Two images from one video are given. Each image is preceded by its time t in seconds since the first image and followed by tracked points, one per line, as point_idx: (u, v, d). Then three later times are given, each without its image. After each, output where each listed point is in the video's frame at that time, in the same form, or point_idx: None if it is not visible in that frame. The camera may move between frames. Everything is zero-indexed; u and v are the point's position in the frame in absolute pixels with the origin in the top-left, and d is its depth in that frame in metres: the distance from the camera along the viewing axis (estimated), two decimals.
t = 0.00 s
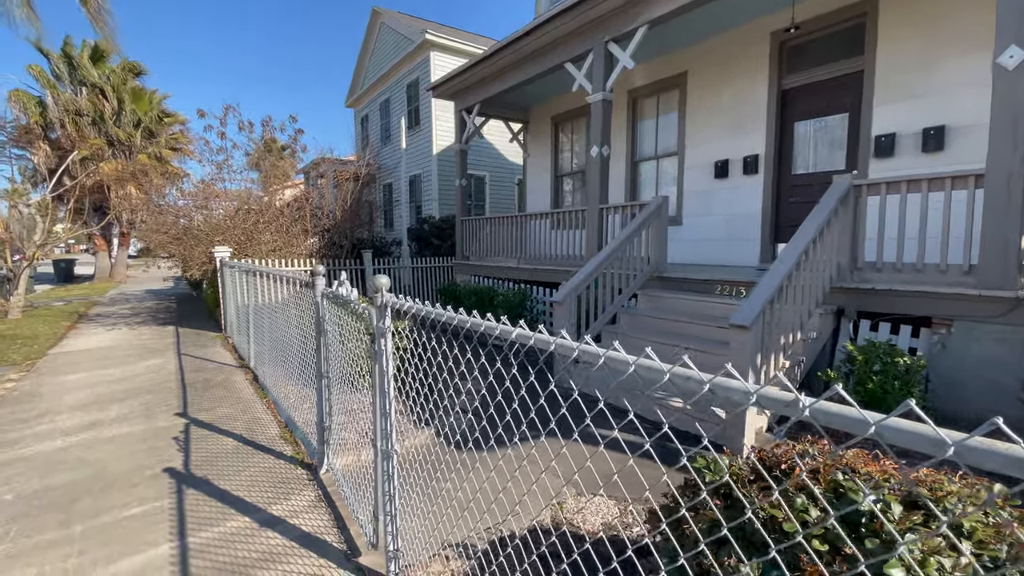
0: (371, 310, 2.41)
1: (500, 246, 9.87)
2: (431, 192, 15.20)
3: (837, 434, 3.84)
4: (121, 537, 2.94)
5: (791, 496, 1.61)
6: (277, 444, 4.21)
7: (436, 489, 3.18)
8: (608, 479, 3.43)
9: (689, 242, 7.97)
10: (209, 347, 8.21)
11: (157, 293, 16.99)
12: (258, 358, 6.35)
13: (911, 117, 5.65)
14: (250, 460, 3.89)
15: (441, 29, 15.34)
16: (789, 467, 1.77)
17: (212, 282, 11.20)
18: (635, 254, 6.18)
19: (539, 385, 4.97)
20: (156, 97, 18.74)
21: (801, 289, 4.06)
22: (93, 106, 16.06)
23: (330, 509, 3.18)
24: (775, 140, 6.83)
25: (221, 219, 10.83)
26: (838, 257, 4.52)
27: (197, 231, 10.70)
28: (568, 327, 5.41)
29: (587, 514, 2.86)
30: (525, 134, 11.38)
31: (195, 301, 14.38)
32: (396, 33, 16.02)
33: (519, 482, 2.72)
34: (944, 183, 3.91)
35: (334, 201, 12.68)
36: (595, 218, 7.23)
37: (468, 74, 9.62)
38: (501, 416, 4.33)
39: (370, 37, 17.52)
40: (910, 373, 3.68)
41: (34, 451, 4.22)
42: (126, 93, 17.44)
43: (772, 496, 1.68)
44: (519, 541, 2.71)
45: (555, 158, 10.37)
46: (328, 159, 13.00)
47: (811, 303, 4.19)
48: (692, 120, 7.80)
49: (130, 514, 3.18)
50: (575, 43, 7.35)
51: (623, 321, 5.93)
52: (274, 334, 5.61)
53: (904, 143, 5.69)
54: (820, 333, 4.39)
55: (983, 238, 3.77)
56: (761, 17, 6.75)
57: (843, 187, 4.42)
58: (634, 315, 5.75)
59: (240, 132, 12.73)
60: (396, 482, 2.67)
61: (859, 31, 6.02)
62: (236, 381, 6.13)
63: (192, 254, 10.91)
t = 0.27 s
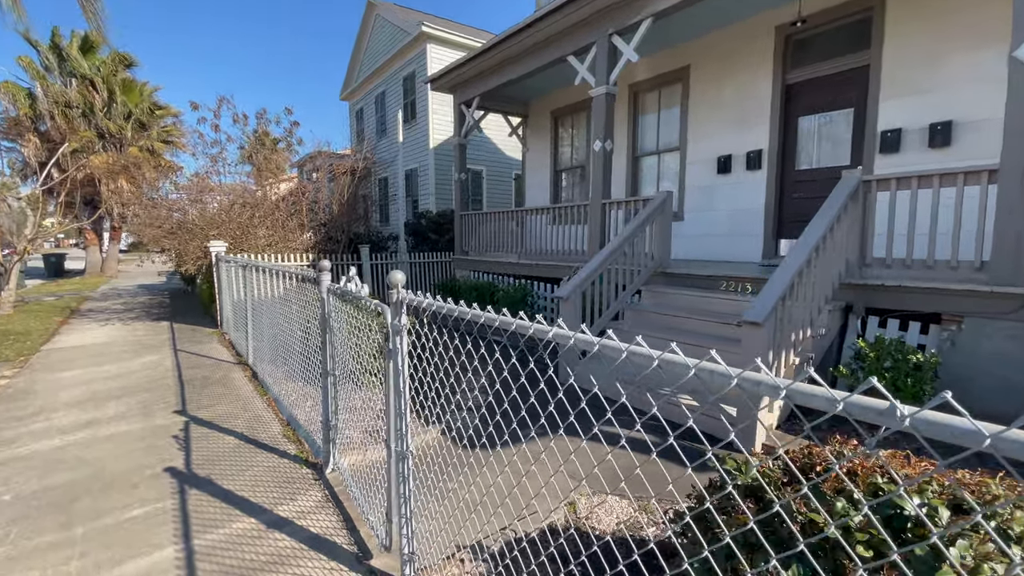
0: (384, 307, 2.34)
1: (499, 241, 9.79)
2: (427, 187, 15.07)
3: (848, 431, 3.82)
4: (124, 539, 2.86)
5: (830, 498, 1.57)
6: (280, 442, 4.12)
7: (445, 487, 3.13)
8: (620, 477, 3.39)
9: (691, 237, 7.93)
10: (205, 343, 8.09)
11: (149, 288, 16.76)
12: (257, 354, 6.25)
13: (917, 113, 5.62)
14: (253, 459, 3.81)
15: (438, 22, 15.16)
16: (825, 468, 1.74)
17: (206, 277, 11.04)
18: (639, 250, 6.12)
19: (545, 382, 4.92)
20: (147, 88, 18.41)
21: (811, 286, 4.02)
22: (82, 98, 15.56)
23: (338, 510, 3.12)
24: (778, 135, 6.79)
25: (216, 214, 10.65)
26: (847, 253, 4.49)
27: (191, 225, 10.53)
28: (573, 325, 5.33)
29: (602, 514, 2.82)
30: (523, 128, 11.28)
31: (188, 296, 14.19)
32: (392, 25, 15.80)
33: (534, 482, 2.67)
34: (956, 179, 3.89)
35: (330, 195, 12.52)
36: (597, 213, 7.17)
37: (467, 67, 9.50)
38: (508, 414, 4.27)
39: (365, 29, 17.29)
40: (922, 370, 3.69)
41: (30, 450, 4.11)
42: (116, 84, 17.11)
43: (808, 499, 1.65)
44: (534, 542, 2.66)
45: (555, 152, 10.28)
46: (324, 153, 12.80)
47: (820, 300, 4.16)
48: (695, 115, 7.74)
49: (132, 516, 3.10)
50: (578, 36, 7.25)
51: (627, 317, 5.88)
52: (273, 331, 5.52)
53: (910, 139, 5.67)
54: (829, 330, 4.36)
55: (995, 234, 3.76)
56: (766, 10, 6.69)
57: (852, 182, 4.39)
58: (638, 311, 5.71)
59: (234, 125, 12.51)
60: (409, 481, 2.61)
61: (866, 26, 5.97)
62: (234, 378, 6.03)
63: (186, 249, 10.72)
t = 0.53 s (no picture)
0: (397, 305, 2.28)
1: (495, 238, 9.72)
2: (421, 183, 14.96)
3: (852, 426, 3.83)
4: (124, 545, 2.78)
5: (865, 499, 1.52)
6: (281, 444, 4.04)
7: (454, 487, 3.09)
8: (630, 475, 3.37)
9: (690, 233, 7.94)
10: (199, 342, 7.94)
11: (138, 286, 16.49)
12: (253, 353, 6.15)
13: (917, 108, 5.64)
14: (254, 460, 3.73)
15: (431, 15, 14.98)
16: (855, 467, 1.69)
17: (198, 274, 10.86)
18: (641, 246, 6.08)
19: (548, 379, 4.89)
20: (133, 82, 18.05)
21: (817, 282, 4.02)
22: (66, 92, 15.19)
23: (345, 512, 3.06)
24: (776, 131, 6.80)
25: (207, 210, 10.45)
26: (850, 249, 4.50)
27: (182, 222, 10.34)
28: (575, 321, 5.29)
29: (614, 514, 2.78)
30: (519, 123, 11.20)
31: (179, 294, 13.97)
32: (384, 19, 15.62)
33: (545, 481, 2.64)
34: (959, 175, 3.89)
35: (323, 191, 12.37)
36: (597, 209, 7.13)
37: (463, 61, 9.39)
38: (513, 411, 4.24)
39: (357, 22, 17.07)
40: (929, 366, 3.65)
41: (22, 454, 3.99)
42: (102, 78, 16.77)
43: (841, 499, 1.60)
44: (548, 542, 2.63)
45: (551, 148, 10.22)
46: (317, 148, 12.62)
47: (825, 295, 4.16)
48: (693, 111, 7.73)
49: (132, 521, 3.01)
50: (576, 30, 7.19)
51: (629, 313, 5.85)
52: (271, 329, 5.42)
53: (909, 135, 5.70)
54: (833, 325, 4.36)
55: (997, 230, 3.78)
56: (766, 5, 6.68)
57: (856, 178, 4.39)
58: (640, 307, 5.68)
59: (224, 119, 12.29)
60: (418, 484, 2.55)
61: (866, 21, 5.97)
62: (231, 378, 5.92)
63: (177, 247, 10.52)
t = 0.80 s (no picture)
0: (402, 305, 2.22)
1: (489, 236, 9.66)
2: (412, 181, 14.84)
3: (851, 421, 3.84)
4: (118, 554, 2.69)
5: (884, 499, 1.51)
6: (277, 446, 3.96)
7: (456, 489, 3.04)
8: (633, 474, 3.35)
9: (684, 230, 7.96)
10: (188, 343, 7.80)
11: (123, 286, 16.17)
12: (246, 354, 6.04)
13: (910, 105, 5.68)
14: (249, 464, 3.65)
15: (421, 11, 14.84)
16: (871, 465, 1.68)
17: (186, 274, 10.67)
18: (637, 243, 6.06)
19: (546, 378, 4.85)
20: (116, 79, 17.67)
21: (816, 278, 4.03)
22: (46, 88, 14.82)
23: (346, 516, 3.00)
24: (770, 128, 6.83)
25: (194, 209, 10.26)
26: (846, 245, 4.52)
27: (169, 221, 10.14)
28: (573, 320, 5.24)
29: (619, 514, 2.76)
30: (512, 120, 11.13)
31: (165, 295, 13.72)
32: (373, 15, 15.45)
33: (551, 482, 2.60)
34: (955, 171, 3.91)
35: (313, 189, 12.21)
36: (592, 206, 7.10)
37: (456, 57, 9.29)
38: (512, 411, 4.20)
39: (345, 18, 16.86)
40: (928, 361, 3.66)
41: (7, 461, 3.87)
42: (84, 74, 16.40)
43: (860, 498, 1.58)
44: (555, 544, 2.59)
45: (545, 145, 10.18)
46: (307, 146, 12.44)
47: (824, 292, 4.17)
48: (687, 108, 7.74)
49: (124, 529, 2.92)
50: (570, 26, 7.15)
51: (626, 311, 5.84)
52: (264, 329, 5.32)
53: (901, 132, 5.74)
54: (831, 321, 4.38)
55: (993, 225, 3.80)
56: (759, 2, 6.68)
57: (852, 174, 4.40)
58: (637, 305, 5.67)
59: (211, 116, 12.07)
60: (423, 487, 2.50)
61: (859, 19, 5.99)
62: (222, 379, 5.81)
63: (164, 246, 10.32)
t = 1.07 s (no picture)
0: (400, 307, 2.14)
1: (480, 235, 9.57)
2: (401, 180, 14.69)
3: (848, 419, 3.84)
4: (101, 568, 2.58)
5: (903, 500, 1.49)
6: (267, 452, 3.85)
7: (452, 494, 2.98)
8: (632, 476, 3.31)
9: (676, 229, 7.96)
10: (173, 346, 7.60)
11: (104, 288, 15.78)
12: (233, 356, 5.90)
13: (900, 105, 5.72)
14: (239, 471, 3.54)
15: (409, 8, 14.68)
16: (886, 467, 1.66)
17: (170, 275, 10.42)
18: (632, 243, 6.01)
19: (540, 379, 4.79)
20: (95, 75, 17.24)
21: (812, 277, 4.02)
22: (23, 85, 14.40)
23: (340, 524, 2.91)
24: (761, 127, 6.84)
25: (178, 208, 10.01)
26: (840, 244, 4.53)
27: (151, 221, 9.89)
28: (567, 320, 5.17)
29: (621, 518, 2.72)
30: (502, 119, 11.05)
31: (148, 296, 13.42)
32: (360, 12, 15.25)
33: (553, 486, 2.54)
34: (948, 170, 3.93)
35: (300, 188, 12.01)
36: (585, 205, 7.05)
37: (446, 54, 9.18)
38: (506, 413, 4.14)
39: (332, 15, 16.63)
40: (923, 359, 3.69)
41: None
42: (62, 71, 15.98)
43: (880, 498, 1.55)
44: (557, 550, 2.54)
45: (535, 144, 10.12)
46: (294, 144, 12.23)
47: (819, 290, 4.17)
48: (678, 107, 7.73)
49: (108, 541, 2.80)
50: (562, 24, 7.09)
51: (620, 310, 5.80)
52: (251, 332, 5.19)
53: (891, 131, 5.79)
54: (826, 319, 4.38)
55: (986, 223, 3.83)
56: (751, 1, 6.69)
57: (846, 173, 4.41)
58: (631, 304, 5.64)
59: (195, 113, 11.81)
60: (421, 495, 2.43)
61: (849, 18, 6.03)
62: (208, 383, 5.66)
63: (146, 246, 10.05)
